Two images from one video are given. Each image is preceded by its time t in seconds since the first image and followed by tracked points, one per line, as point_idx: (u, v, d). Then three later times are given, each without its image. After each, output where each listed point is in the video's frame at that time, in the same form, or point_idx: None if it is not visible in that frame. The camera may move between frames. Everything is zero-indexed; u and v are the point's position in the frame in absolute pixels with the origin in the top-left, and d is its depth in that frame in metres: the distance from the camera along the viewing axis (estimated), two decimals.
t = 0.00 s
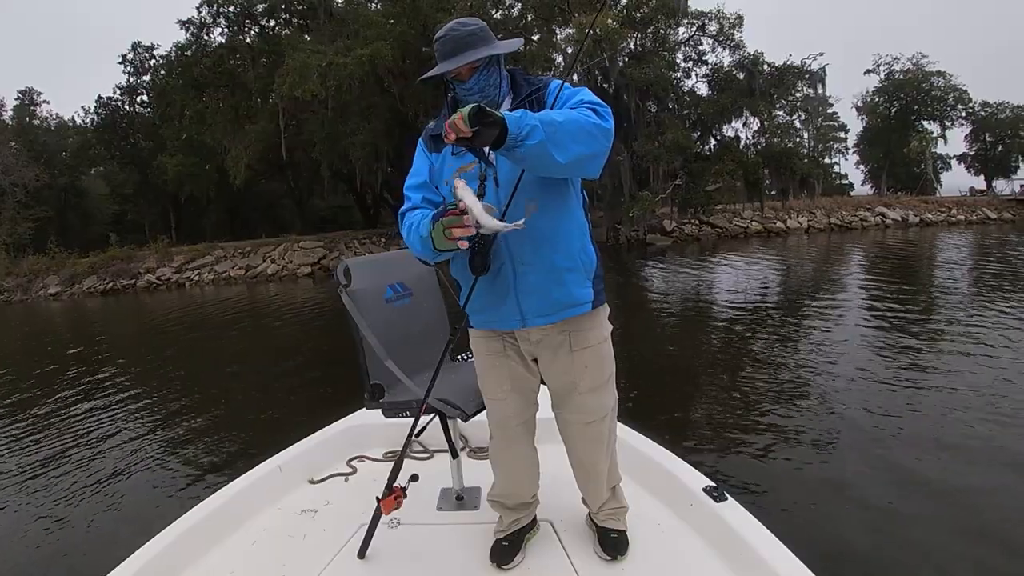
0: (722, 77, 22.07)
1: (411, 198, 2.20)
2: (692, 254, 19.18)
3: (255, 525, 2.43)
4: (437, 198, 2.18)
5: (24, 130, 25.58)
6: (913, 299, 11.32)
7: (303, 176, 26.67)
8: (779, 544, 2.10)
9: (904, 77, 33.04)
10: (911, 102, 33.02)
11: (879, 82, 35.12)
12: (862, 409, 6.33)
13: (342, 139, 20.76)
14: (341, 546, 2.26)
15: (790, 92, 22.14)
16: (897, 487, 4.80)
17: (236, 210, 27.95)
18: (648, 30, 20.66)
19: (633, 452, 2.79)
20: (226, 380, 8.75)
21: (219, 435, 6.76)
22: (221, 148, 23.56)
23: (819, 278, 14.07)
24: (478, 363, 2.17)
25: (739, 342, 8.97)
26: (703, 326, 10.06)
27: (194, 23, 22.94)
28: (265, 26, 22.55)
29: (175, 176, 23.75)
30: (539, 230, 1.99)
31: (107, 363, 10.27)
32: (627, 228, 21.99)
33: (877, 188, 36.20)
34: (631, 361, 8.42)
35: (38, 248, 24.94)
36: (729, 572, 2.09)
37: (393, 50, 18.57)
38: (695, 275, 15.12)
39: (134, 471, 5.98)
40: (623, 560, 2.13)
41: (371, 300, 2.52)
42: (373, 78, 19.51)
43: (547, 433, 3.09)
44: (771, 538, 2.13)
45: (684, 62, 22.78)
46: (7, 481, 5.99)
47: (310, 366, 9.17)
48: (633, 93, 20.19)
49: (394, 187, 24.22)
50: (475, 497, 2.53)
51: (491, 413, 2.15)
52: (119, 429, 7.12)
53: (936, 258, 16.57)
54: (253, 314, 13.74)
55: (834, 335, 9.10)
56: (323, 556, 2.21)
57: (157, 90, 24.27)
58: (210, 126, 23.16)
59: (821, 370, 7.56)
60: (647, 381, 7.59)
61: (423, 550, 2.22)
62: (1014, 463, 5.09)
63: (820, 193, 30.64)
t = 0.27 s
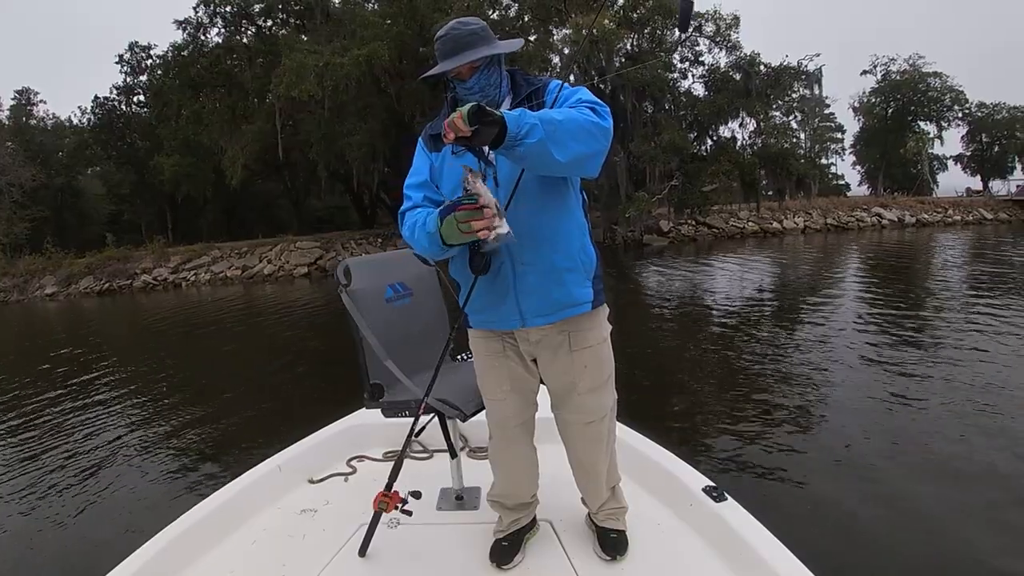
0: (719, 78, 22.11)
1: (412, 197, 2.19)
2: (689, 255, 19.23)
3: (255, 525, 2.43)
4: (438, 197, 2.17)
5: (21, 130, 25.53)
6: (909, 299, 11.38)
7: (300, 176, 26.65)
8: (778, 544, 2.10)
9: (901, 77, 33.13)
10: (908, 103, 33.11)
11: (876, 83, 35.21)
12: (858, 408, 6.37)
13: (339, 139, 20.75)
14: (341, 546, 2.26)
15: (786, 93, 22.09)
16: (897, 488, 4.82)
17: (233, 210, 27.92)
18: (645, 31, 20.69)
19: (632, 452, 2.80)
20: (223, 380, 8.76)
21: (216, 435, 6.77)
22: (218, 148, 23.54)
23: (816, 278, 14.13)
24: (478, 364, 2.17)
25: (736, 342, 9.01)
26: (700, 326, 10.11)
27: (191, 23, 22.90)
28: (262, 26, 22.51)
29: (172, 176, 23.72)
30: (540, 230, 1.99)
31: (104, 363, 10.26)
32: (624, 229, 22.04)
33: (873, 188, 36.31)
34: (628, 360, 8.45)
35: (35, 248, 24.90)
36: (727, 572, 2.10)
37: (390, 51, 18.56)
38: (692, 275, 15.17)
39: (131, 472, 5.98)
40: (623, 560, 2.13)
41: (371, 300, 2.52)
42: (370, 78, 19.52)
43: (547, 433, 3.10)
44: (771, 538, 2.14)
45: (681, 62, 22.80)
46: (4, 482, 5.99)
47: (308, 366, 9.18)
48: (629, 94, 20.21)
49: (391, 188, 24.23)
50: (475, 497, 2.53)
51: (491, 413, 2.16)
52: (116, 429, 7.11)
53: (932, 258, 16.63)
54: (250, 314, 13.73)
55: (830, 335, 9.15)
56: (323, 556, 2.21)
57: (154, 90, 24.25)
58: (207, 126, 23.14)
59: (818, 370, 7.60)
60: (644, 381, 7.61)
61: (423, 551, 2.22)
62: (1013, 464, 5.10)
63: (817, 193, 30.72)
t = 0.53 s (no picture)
0: (715, 78, 22.16)
1: (414, 195, 2.19)
2: (685, 255, 19.27)
3: (255, 525, 2.43)
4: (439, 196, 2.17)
5: (17, 130, 25.48)
6: (905, 299, 11.43)
7: (297, 176, 26.64)
8: (778, 545, 2.11)
9: (897, 78, 33.21)
10: (905, 103, 33.18)
11: (872, 83, 35.30)
12: (855, 407, 6.41)
13: (336, 139, 20.74)
14: (341, 546, 2.27)
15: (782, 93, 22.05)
16: (895, 488, 4.83)
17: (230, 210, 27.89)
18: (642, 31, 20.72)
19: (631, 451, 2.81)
20: (220, 380, 8.76)
21: (213, 436, 6.77)
22: (215, 148, 23.52)
23: (812, 278, 14.17)
24: (478, 364, 2.18)
25: (734, 342, 9.04)
26: (697, 326, 10.13)
27: (187, 23, 22.87)
28: (258, 26, 22.41)
29: (168, 177, 23.68)
30: (541, 230, 2.00)
31: (100, 364, 10.24)
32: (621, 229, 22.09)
33: (870, 188, 36.40)
34: (625, 360, 8.48)
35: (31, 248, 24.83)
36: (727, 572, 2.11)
37: (386, 51, 18.58)
38: (689, 275, 15.21)
39: (129, 471, 5.98)
40: (623, 560, 2.14)
41: (370, 300, 2.52)
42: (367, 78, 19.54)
43: (547, 433, 3.10)
44: (771, 538, 2.15)
45: (677, 63, 22.81)
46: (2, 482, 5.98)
47: (305, 366, 9.19)
48: (626, 94, 20.25)
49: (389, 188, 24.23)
50: (475, 496, 2.53)
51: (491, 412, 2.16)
52: (114, 429, 7.11)
53: (929, 258, 16.67)
54: (247, 314, 13.73)
55: (827, 335, 9.20)
56: (323, 557, 2.22)
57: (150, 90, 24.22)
58: (204, 127, 23.11)
59: (815, 370, 7.64)
60: (641, 381, 7.63)
61: (422, 551, 2.23)
62: (1010, 464, 5.12)
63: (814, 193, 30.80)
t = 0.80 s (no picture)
0: (711, 78, 22.18)
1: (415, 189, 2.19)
2: (682, 255, 19.31)
3: (254, 525, 2.43)
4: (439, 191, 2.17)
5: (13, 131, 25.42)
6: (901, 299, 11.46)
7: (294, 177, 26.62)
8: (778, 545, 2.12)
9: (893, 78, 33.27)
10: (901, 103, 33.23)
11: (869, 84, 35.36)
12: (852, 407, 6.43)
13: (333, 140, 20.74)
14: (341, 546, 2.27)
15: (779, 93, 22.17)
16: (894, 488, 4.84)
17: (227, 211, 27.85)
18: (639, 32, 20.75)
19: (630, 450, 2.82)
20: (218, 381, 8.75)
21: (212, 436, 6.77)
22: (212, 149, 23.49)
23: (809, 278, 14.20)
24: (478, 362, 2.17)
25: (731, 342, 9.06)
26: (694, 326, 10.16)
27: (184, 23, 22.85)
28: (255, 27, 22.41)
29: (165, 177, 23.63)
30: (542, 230, 2.00)
31: (97, 364, 10.23)
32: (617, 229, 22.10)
33: (867, 189, 36.46)
34: (623, 360, 8.49)
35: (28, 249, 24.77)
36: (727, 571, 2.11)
37: (383, 51, 18.61)
38: (686, 275, 15.23)
39: (128, 471, 5.99)
40: (623, 560, 2.14)
41: (370, 300, 2.53)
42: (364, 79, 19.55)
43: (547, 433, 3.11)
44: (770, 538, 2.15)
45: (674, 63, 22.82)
46: None
47: (302, 367, 9.19)
48: (623, 95, 20.26)
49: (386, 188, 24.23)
50: (475, 497, 2.54)
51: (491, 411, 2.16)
52: (111, 430, 7.10)
53: (925, 258, 16.71)
54: (244, 315, 13.73)
55: (823, 334, 9.23)
56: (323, 557, 2.22)
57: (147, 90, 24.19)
58: (200, 127, 23.09)
59: (811, 369, 7.67)
60: (639, 381, 7.65)
61: (422, 551, 2.22)
62: (1009, 464, 5.13)
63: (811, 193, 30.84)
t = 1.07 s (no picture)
0: (708, 79, 22.20)
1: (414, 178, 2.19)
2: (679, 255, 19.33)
3: (254, 525, 2.44)
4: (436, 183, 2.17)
5: (9, 131, 25.35)
6: (898, 299, 11.46)
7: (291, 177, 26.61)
8: (778, 545, 2.12)
9: (890, 78, 33.31)
10: (898, 103, 33.26)
11: (866, 83, 35.39)
12: (847, 406, 6.45)
13: (330, 140, 20.74)
14: (341, 546, 2.27)
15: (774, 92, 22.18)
16: (889, 485, 4.87)
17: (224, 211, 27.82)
18: (635, 32, 20.77)
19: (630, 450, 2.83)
20: (214, 381, 8.75)
21: (209, 436, 6.78)
22: (209, 149, 23.47)
23: (806, 278, 14.21)
24: (479, 361, 2.18)
25: (727, 342, 9.07)
26: (691, 326, 10.17)
27: (181, 24, 22.81)
28: (252, 27, 22.24)
29: (161, 177, 23.60)
30: (545, 231, 2.01)
31: (94, 365, 10.21)
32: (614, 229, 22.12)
33: (863, 188, 36.51)
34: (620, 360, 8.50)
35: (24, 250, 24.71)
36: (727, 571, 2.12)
37: (379, 52, 18.62)
38: (683, 275, 15.23)
39: (126, 471, 5.99)
40: (623, 559, 2.15)
41: (370, 300, 2.53)
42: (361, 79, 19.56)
43: (546, 433, 3.12)
44: (769, 538, 2.16)
45: (670, 63, 22.82)
46: None
47: (299, 367, 9.19)
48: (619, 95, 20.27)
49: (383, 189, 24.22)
50: (475, 496, 2.54)
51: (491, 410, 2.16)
52: (110, 430, 7.11)
53: (922, 258, 16.71)
54: (240, 315, 13.72)
55: (820, 334, 9.23)
56: (324, 556, 2.22)
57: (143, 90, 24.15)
58: (197, 127, 23.06)
59: (807, 369, 7.68)
60: (636, 381, 7.66)
61: (422, 551, 2.23)
62: (1003, 461, 5.17)
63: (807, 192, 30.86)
